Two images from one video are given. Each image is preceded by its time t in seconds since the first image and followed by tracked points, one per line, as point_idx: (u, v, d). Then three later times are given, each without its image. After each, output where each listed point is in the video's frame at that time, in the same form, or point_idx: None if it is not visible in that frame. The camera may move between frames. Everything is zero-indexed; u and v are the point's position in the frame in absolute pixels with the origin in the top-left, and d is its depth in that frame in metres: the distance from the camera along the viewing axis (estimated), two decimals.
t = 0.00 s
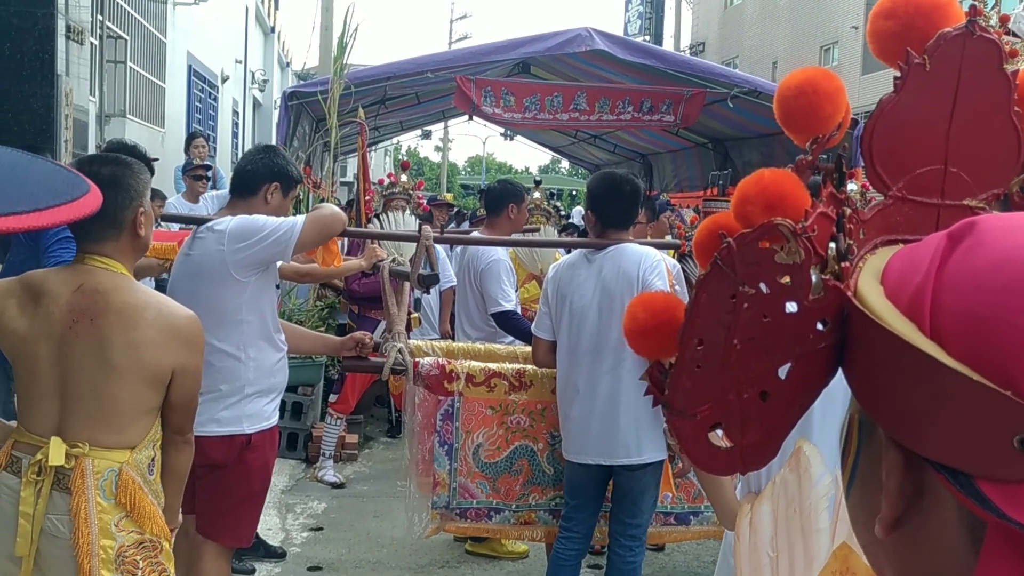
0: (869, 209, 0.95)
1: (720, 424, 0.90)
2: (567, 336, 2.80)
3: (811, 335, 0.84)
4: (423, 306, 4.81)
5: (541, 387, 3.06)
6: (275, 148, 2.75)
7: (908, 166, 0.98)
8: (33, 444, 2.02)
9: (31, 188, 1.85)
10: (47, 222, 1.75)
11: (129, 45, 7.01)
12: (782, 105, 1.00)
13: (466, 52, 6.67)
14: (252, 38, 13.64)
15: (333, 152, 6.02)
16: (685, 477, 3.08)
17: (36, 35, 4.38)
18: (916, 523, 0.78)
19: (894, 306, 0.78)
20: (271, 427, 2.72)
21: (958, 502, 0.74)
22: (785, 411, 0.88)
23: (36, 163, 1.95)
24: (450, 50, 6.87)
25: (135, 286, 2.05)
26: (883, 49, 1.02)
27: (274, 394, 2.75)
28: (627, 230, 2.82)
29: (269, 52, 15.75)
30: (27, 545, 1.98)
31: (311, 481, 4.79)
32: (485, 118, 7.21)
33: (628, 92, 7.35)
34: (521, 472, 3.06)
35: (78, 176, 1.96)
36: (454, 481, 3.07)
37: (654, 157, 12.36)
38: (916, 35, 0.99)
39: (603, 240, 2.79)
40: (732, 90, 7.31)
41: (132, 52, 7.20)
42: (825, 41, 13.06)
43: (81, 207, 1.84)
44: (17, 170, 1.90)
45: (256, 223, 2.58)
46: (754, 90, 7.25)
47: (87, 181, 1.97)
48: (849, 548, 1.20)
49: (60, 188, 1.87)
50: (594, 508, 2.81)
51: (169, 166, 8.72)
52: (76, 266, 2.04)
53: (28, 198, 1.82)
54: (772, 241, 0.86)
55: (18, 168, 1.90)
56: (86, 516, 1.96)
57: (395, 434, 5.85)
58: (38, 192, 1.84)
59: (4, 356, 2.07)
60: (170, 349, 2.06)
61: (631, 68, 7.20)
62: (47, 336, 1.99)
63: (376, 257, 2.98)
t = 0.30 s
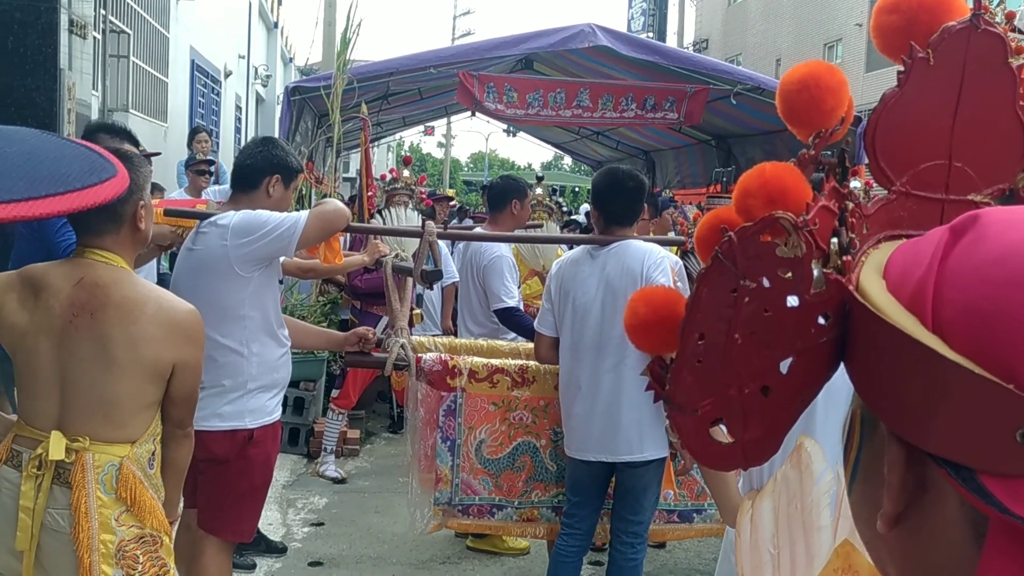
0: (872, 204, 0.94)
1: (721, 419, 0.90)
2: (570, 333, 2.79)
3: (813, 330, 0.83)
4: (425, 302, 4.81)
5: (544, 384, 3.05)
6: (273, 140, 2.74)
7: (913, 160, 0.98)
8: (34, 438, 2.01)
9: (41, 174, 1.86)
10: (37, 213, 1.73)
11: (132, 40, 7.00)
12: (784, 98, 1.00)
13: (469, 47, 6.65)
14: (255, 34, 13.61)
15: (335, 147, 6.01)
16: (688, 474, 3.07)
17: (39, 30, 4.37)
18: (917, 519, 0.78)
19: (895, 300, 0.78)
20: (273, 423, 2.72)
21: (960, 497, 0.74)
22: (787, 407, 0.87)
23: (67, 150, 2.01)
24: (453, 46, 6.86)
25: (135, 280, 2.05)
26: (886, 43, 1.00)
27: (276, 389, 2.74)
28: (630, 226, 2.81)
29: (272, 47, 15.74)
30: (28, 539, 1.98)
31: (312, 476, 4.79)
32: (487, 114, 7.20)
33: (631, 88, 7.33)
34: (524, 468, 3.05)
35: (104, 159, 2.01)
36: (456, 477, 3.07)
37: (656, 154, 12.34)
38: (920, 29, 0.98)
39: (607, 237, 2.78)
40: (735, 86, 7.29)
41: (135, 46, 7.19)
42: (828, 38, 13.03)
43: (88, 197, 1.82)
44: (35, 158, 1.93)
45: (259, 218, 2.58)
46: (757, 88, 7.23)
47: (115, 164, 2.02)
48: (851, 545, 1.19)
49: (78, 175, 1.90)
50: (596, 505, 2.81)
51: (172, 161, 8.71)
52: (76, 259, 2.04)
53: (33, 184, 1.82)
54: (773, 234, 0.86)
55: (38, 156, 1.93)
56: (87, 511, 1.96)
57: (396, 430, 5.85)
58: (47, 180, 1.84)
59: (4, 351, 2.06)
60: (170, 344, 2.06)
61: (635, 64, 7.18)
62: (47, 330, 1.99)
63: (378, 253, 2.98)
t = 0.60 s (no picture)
0: (881, 197, 0.93)
1: (724, 413, 0.89)
2: (574, 329, 2.78)
3: (817, 323, 0.83)
4: (428, 298, 4.80)
5: (547, 381, 3.03)
6: (268, 131, 2.72)
7: (921, 153, 0.96)
8: (36, 434, 2.01)
9: (42, 169, 1.85)
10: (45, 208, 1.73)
11: (134, 34, 6.98)
12: (791, 90, 0.99)
13: (472, 42, 6.63)
14: (257, 29, 13.59)
15: (337, 142, 6.00)
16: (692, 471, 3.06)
17: (41, 24, 4.34)
18: (920, 515, 0.77)
19: (900, 294, 0.77)
20: (277, 418, 2.71)
21: (964, 494, 0.73)
22: (791, 400, 0.86)
23: (81, 145, 2.03)
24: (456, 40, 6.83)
25: (136, 276, 2.04)
26: (896, 34, 1.00)
27: (280, 385, 2.73)
28: (630, 222, 2.79)
29: (275, 43, 15.73)
30: (29, 535, 1.98)
31: (315, 472, 4.79)
32: (490, 109, 7.18)
33: (635, 84, 7.28)
34: (527, 466, 3.05)
35: (110, 158, 2.02)
36: (459, 474, 3.06)
37: (660, 149, 12.31)
38: (930, 20, 0.97)
39: (612, 232, 2.77)
40: (739, 82, 7.26)
41: (137, 41, 7.17)
42: (832, 33, 12.99)
43: (93, 192, 1.84)
44: (42, 153, 1.92)
45: (262, 214, 2.57)
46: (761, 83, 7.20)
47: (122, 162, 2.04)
48: (851, 543, 1.18)
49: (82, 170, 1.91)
50: (601, 501, 2.80)
51: (174, 157, 8.70)
52: (77, 254, 2.03)
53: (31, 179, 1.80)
54: (777, 227, 0.85)
55: (43, 150, 1.93)
56: (88, 506, 1.96)
57: (399, 425, 5.85)
58: (47, 174, 1.84)
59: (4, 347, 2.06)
60: (172, 340, 2.05)
61: (638, 59, 7.16)
62: (49, 325, 1.98)
63: (382, 248, 2.97)
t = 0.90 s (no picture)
0: (879, 198, 0.93)
1: (719, 412, 0.89)
2: (572, 329, 2.78)
3: (811, 324, 0.83)
4: (426, 297, 4.79)
5: (544, 381, 3.03)
6: (259, 129, 2.72)
7: (921, 155, 0.97)
8: (32, 432, 2.01)
9: (30, 182, 1.79)
10: (37, 222, 1.67)
11: (132, 33, 6.97)
12: (790, 91, 0.98)
13: (470, 41, 6.62)
14: (255, 27, 13.57)
15: (335, 140, 6.00)
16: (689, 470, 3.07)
17: (38, 23, 4.32)
18: (911, 515, 0.77)
19: (894, 295, 0.77)
20: (275, 418, 2.71)
21: (954, 495, 0.73)
22: (784, 399, 0.87)
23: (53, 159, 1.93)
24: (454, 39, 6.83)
25: (134, 275, 2.04)
26: (896, 36, 1.00)
27: (278, 384, 2.73)
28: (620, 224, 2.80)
29: (273, 41, 15.73)
30: (26, 534, 1.98)
31: (313, 470, 4.80)
32: (488, 108, 7.18)
33: (633, 83, 7.24)
34: (524, 466, 3.05)
35: (95, 169, 1.95)
36: (456, 474, 3.06)
37: (658, 148, 12.31)
38: (930, 21, 0.97)
39: (613, 231, 2.77)
40: (737, 80, 7.26)
41: (135, 40, 7.17)
42: (830, 31, 12.97)
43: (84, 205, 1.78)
44: (24, 166, 1.85)
45: (260, 215, 2.56)
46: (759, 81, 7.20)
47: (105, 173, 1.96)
48: (847, 545, 1.28)
49: (69, 183, 1.84)
50: (599, 501, 2.80)
51: (173, 156, 8.70)
52: (75, 253, 2.03)
53: (23, 195, 1.75)
54: (772, 228, 0.85)
55: (30, 164, 1.86)
56: (85, 505, 1.95)
57: (397, 424, 5.85)
58: (36, 189, 1.78)
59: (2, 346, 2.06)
60: (169, 338, 2.05)
61: (637, 58, 7.15)
62: (46, 324, 1.98)
63: (378, 248, 2.97)
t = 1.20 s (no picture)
0: (873, 203, 0.94)
1: (714, 414, 0.89)
2: (568, 331, 2.79)
3: (806, 327, 0.84)
4: (423, 299, 4.80)
5: (538, 383, 3.05)
6: (251, 130, 2.71)
7: (914, 160, 0.97)
8: (29, 435, 2.01)
9: (17, 190, 1.77)
10: (31, 226, 1.66)
11: (129, 35, 6.97)
12: (785, 96, 0.99)
13: (468, 43, 6.63)
14: (252, 30, 13.57)
15: (332, 142, 6.00)
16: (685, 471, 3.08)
17: (36, 25, 4.33)
18: (906, 517, 0.78)
19: (888, 299, 0.78)
20: (272, 420, 2.72)
21: (947, 496, 0.74)
22: (780, 402, 0.87)
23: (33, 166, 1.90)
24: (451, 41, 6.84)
25: (131, 277, 2.04)
26: (890, 42, 1.01)
27: (275, 386, 2.74)
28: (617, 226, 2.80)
29: (270, 44, 15.73)
30: (22, 536, 1.98)
31: (310, 473, 4.80)
32: (485, 110, 7.18)
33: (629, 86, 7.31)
34: (519, 467, 3.06)
35: (74, 178, 1.94)
36: (451, 476, 3.05)
37: (655, 150, 12.33)
38: (924, 26, 0.98)
39: (608, 233, 2.78)
40: (733, 83, 7.27)
41: (132, 42, 7.17)
42: (827, 35, 12.99)
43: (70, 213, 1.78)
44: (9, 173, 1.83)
45: (258, 217, 2.57)
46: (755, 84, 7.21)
47: (85, 183, 1.96)
48: (841, 547, 1.22)
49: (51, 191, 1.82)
50: (594, 503, 2.81)
51: (170, 158, 8.70)
52: (72, 256, 2.03)
53: (15, 201, 1.74)
54: (767, 231, 0.85)
55: (14, 169, 1.84)
56: (81, 507, 1.95)
57: (394, 426, 5.85)
58: (25, 195, 1.76)
59: None
60: (166, 341, 2.06)
61: (634, 61, 7.16)
62: (43, 325, 1.98)
63: (373, 250, 2.98)
